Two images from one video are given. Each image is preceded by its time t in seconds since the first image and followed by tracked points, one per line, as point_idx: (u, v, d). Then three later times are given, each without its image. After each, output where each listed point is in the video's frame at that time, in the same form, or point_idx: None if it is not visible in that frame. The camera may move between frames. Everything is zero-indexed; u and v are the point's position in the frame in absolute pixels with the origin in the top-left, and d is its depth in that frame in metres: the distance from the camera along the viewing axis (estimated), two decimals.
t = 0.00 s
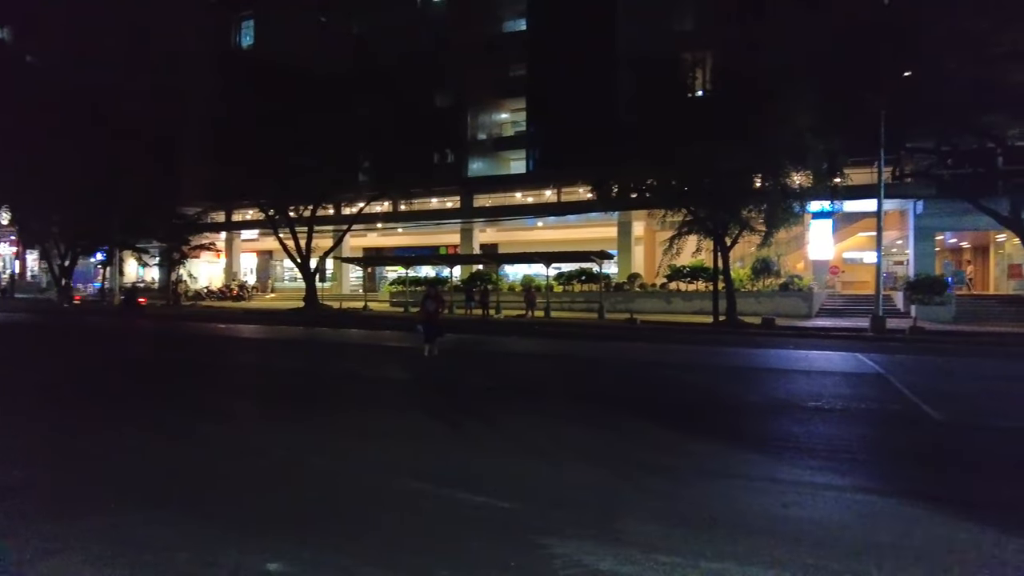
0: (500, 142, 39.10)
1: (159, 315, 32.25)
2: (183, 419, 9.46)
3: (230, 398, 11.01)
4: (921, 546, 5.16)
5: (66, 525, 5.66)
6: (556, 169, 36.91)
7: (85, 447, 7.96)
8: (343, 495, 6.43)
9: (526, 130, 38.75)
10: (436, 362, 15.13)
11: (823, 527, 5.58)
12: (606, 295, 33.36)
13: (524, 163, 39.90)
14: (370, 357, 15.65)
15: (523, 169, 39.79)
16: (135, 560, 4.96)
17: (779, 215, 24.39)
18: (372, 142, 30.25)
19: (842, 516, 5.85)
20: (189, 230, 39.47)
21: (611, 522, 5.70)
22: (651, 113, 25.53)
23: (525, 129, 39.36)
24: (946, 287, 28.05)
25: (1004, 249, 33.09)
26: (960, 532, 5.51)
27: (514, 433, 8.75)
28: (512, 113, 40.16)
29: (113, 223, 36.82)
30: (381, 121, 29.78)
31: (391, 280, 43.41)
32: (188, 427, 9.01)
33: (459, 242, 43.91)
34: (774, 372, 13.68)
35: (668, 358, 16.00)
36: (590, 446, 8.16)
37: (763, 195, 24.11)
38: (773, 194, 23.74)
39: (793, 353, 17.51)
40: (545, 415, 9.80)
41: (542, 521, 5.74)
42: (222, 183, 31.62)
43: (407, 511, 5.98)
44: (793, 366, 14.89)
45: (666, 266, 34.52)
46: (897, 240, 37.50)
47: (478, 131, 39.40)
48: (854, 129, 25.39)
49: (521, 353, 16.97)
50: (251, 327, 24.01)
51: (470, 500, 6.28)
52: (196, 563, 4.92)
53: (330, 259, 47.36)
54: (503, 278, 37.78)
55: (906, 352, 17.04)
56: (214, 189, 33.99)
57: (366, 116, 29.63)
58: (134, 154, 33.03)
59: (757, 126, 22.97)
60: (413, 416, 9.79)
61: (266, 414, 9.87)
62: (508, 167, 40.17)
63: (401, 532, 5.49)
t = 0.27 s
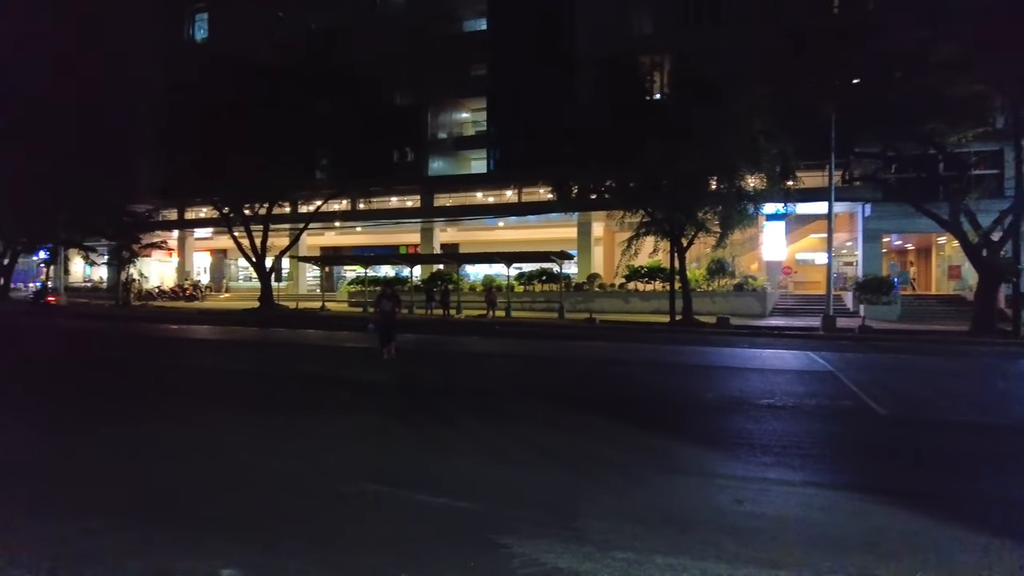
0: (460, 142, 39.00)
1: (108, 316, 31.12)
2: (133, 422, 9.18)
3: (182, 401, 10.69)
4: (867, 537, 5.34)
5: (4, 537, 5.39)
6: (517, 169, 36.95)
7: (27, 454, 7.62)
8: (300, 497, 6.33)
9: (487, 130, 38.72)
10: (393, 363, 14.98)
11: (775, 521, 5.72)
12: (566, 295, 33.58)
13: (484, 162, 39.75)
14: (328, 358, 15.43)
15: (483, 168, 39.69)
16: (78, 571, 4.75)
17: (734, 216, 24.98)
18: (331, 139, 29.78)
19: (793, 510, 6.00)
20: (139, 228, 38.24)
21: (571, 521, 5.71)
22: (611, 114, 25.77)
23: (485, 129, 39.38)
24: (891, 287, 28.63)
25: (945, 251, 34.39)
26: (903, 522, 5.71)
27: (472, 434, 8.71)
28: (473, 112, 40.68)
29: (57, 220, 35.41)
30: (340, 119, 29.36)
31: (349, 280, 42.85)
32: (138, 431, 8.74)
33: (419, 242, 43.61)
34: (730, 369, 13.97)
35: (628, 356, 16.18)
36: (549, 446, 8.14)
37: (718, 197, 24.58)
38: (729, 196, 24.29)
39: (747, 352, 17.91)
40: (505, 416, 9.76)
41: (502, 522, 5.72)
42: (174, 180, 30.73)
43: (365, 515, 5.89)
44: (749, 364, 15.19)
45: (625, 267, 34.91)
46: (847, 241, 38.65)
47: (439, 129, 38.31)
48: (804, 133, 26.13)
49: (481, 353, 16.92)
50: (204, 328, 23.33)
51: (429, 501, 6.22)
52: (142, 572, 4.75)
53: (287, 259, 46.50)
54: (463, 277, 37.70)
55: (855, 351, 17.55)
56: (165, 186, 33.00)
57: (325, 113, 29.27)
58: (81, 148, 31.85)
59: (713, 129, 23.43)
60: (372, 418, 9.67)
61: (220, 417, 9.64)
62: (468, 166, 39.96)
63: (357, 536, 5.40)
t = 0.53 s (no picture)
0: (423, 141, 38.75)
1: (56, 316, 30.05)
2: (83, 426, 8.88)
3: (135, 403, 10.40)
4: (819, 531, 5.49)
5: None
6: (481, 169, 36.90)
7: None
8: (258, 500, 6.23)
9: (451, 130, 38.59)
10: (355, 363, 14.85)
11: (732, 517, 5.83)
12: (530, 295, 33.70)
13: (448, 162, 39.42)
14: (288, 359, 15.21)
15: (446, 168, 39.35)
16: None
17: (696, 218, 25.53)
18: (291, 137, 29.29)
19: (749, 506, 6.14)
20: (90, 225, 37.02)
21: (532, 519, 5.75)
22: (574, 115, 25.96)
23: (449, 129, 39.22)
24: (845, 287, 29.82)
25: (895, 252, 35.53)
26: (853, 515, 5.90)
27: (435, 435, 8.69)
28: (437, 111, 40.22)
29: (2, 217, 34.06)
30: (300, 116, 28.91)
31: (310, 280, 42.24)
32: (88, 435, 8.47)
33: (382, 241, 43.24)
34: (691, 368, 14.22)
35: (591, 356, 16.33)
36: (512, 446, 8.17)
37: (677, 198, 24.87)
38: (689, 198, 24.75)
39: (707, 350, 18.25)
40: (467, 416, 9.76)
41: (464, 521, 5.73)
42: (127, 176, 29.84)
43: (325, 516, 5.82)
44: (709, 363, 15.49)
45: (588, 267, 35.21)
46: (803, 242, 39.68)
47: (400, 128, 39.17)
48: (762, 136, 26.70)
49: (445, 353, 16.88)
50: (158, 329, 22.71)
51: (390, 503, 6.18)
52: None
53: (245, 258, 45.59)
54: (427, 278, 37.52)
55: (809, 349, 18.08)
56: (118, 183, 32.02)
57: (281, 110, 29.08)
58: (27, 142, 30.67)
59: (673, 132, 23.81)
60: (333, 419, 9.57)
61: (175, 420, 9.41)
62: (432, 166, 39.73)
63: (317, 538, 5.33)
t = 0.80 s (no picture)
0: (388, 140, 38.40)
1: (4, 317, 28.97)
2: (30, 431, 8.56)
3: (88, 407, 10.10)
4: (780, 526, 5.60)
5: None
6: (446, 168, 36.78)
7: None
8: (216, 504, 6.10)
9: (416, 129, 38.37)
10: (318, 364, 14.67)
11: (696, 513, 5.91)
12: (496, 295, 33.73)
13: (413, 161, 39.99)
14: (249, 361, 14.95)
15: (411, 168, 39.88)
16: None
17: (659, 219, 25.83)
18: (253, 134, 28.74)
19: (710, 501, 6.26)
20: (41, 223, 35.77)
21: (495, 518, 5.77)
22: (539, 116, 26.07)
23: (414, 128, 39.01)
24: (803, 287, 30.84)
25: (852, 252, 36.57)
26: (810, 509, 6.05)
27: (399, 436, 8.65)
28: (402, 109, 40.14)
29: None
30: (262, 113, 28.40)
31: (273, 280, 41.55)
32: (37, 441, 8.17)
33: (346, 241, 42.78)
34: (655, 366, 14.41)
35: (557, 355, 16.43)
36: (476, 446, 8.17)
37: (640, 199, 25.28)
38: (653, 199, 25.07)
39: (670, 349, 18.54)
40: (432, 417, 9.73)
41: (428, 521, 5.72)
42: (79, 173, 28.89)
43: (286, 519, 5.75)
44: (672, 362, 15.72)
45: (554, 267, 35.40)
46: (763, 243, 40.54)
47: (365, 126, 38.99)
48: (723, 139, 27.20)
49: (409, 354, 16.80)
50: (113, 331, 22.06)
51: (352, 505, 6.13)
52: None
53: (205, 257, 44.62)
54: (392, 278, 37.24)
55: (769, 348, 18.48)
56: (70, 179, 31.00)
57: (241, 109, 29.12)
58: None
59: (637, 134, 24.10)
60: (296, 421, 9.46)
61: (128, 423, 9.14)
62: (397, 164, 40.17)
63: (278, 541, 5.26)
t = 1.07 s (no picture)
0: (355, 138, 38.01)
1: None
2: None
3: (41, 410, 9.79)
4: (743, 521, 5.71)
5: None
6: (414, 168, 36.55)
7: None
8: (178, 507, 5.99)
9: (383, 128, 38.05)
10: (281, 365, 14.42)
11: (661, 510, 5.99)
12: (464, 295, 33.66)
13: (380, 160, 39.29)
14: (211, 363, 14.66)
15: (378, 166, 39.27)
16: None
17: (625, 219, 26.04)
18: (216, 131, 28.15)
19: (674, 498, 6.35)
20: None
21: (462, 519, 5.76)
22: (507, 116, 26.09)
23: (381, 126, 38.74)
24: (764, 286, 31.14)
25: (813, 253, 37.43)
26: (771, 504, 6.18)
27: (365, 437, 8.58)
28: (369, 108, 39.55)
29: None
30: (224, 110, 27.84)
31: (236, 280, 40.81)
32: None
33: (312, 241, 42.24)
34: (621, 365, 14.54)
35: (525, 355, 16.45)
36: (442, 446, 8.15)
37: (607, 200, 25.52)
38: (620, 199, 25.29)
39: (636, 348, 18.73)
40: (398, 417, 9.67)
41: (394, 522, 5.69)
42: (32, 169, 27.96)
43: (250, 522, 5.66)
44: (638, 360, 15.87)
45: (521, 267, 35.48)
46: (727, 244, 41.23)
47: (331, 125, 38.32)
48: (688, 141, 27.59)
49: (375, 354, 16.67)
50: (68, 331, 21.39)
51: (317, 507, 6.06)
52: None
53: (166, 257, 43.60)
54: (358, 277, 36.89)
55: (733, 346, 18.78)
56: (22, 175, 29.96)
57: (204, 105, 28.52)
58: None
59: (604, 135, 24.29)
60: (259, 423, 9.31)
61: (85, 427, 8.89)
62: (363, 162, 39.58)
63: (241, 544, 5.19)
